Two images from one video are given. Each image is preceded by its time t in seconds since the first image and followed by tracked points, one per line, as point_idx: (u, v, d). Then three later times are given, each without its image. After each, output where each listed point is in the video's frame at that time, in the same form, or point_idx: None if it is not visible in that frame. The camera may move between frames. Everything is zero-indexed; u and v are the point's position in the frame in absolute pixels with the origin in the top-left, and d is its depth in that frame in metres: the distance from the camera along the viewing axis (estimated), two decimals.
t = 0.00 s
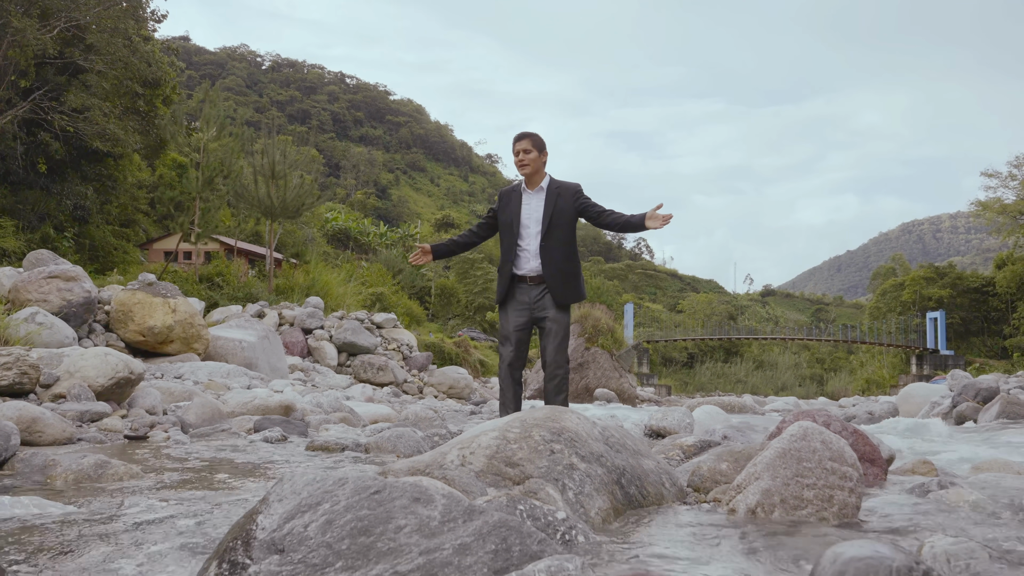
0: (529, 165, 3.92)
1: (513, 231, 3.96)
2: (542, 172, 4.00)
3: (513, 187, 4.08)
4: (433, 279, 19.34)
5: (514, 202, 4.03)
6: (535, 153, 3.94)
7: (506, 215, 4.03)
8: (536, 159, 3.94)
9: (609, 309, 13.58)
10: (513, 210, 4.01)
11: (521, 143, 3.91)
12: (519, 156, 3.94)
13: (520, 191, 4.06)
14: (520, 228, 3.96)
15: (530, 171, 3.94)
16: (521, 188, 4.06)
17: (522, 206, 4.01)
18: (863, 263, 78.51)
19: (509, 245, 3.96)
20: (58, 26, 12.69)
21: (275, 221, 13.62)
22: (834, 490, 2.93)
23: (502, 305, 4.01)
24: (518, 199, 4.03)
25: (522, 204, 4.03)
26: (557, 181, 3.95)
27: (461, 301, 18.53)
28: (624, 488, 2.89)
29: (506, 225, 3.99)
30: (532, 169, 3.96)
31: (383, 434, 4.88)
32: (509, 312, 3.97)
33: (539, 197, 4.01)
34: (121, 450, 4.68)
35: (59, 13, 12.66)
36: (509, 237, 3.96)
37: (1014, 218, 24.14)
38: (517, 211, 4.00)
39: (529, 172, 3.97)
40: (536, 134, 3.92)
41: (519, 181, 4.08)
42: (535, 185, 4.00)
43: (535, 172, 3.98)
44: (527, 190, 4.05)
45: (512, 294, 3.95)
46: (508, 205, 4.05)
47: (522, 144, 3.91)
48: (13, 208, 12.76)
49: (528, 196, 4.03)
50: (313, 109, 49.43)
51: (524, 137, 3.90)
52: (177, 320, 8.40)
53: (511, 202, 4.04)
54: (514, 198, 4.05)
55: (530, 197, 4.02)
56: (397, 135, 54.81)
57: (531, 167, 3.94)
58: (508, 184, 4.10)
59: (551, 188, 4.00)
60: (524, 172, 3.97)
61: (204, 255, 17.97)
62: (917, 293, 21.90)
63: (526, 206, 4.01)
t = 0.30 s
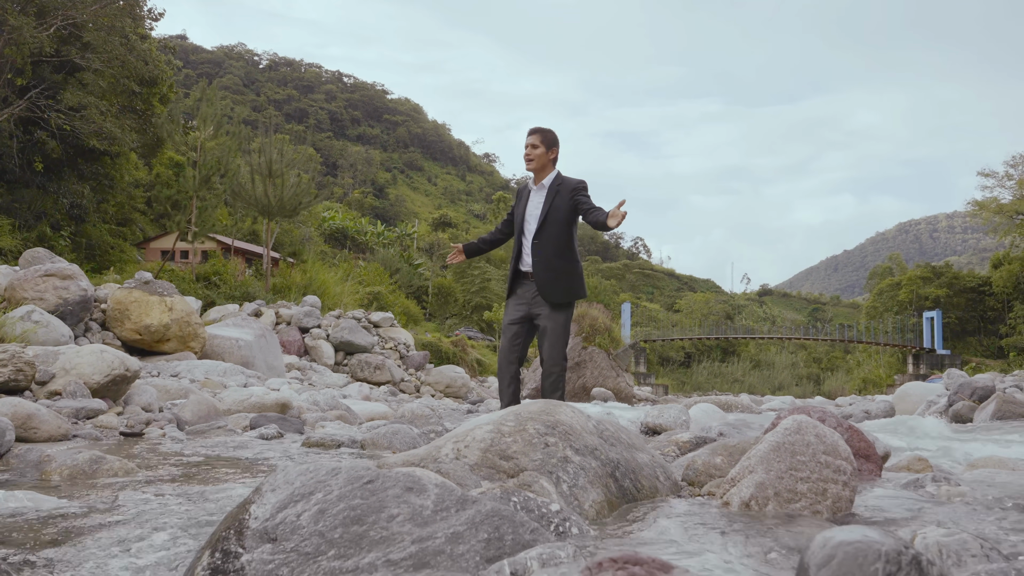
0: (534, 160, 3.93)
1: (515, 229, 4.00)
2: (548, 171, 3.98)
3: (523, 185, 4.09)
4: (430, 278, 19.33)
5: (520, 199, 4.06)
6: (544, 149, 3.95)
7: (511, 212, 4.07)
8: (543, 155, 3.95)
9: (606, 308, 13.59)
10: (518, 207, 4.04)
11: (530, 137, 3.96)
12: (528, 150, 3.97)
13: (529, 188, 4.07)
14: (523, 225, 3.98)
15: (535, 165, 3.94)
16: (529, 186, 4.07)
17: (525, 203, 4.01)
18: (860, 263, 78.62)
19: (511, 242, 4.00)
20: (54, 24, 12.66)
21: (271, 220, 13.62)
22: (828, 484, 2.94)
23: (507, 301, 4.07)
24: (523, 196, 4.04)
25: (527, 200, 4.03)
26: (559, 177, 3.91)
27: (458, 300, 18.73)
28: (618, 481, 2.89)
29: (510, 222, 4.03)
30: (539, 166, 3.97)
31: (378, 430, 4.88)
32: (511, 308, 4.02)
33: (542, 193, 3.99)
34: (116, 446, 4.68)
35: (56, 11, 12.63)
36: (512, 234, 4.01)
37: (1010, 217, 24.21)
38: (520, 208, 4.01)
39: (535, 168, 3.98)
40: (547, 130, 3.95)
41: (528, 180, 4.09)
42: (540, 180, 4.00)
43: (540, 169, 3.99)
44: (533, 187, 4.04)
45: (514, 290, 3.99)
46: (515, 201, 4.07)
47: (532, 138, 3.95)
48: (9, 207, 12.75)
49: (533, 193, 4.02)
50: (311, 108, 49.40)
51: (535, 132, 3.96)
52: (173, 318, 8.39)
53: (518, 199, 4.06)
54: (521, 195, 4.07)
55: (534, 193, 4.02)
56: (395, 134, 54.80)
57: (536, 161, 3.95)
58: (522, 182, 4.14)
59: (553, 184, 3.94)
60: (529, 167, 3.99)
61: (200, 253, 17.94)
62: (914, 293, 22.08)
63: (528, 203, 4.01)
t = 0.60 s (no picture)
0: (534, 153, 3.97)
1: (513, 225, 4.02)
2: (548, 165, 3.99)
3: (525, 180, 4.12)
4: (429, 277, 19.32)
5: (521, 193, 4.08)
6: (546, 141, 3.98)
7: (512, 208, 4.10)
8: (543, 149, 3.98)
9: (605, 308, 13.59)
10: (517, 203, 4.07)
11: (532, 131, 3.99)
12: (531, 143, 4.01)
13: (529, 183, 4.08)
14: (521, 221, 4.00)
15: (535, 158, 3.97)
16: (529, 181, 4.09)
17: (523, 199, 4.03)
18: (859, 264, 78.66)
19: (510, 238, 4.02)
20: (52, 23, 12.66)
21: (270, 219, 13.62)
22: (824, 477, 2.95)
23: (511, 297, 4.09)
24: (524, 190, 4.06)
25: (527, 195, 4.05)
26: (556, 171, 3.92)
27: (456, 300, 18.72)
28: (615, 474, 2.89)
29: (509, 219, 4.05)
30: (539, 159, 4.00)
31: (376, 427, 4.87)
32: (512, 305, 4.03)
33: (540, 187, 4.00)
34: (114, 442, 4.67)
35: (53, 10, 12.64)
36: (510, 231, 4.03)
37: (1008, 217, 24.24)
38: (520, 203, 4.03)
39: (535, 161, 4.01)
40: (549, 124, 3.97)
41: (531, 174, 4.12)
42: (539, 174, 4.01)
43: (540, 163, 4.01)
44: (532, 182, 4.06)
45: (513, 287, 4.01)
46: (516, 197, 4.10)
47: (535, 131, 3.99)
48: (6, 206, 12.75)
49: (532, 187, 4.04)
50: (309, 108, 49.39)
51: (538, 125, 4.00)
52: (171, 317, 8.39)
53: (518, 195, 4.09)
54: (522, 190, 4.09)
55: (533, 188, 4.03)
56: (394, 134, 54.79)
57: (536, 154, 3.98)
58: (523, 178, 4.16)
59: (549, 179, 3.95)
60: (530, 160, 4.02)
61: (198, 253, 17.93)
62: (912, 292, 22.07)
63: (526, 198, 4.02)
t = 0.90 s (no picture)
0: (535, 151, 3.95)
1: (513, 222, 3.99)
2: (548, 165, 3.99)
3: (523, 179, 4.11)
4: (428, 276, 19.32)
5: (519, 191, 4.07)
6: (543, 141, 3.96)
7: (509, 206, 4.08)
8: (544, 147, 3.97)
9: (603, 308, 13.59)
10: (516, 200, 4.04)
11: (532, 130, 3.97)
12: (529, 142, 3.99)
13: (527, 181, 4.07)
14: (521, 218, 3.98)
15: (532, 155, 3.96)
16: (528, 179, 4.07)
17: (524, 196, 4.01)
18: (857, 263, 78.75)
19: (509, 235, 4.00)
20: (50, 23, 12.66)
21: (268, 219, 13.62)
22: (822, 473, 2.94)
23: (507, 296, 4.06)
24: (523, 188, 4.05)
25: (526, 194, 4.04)
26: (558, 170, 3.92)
27: (455, 300, 18.72)
28: (612, 471, 2.89)
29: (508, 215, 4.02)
30: (539, 158, 3.99)
31: (374, 425, 4.86)
32: (509, 303, 4.00)
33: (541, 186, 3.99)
34: (111, 441, 4.67)
35: (51, 10, 12.65)
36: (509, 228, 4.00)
37: (1006, 217, 24.30)
38: (518, 202, 4.02)
39: (535, 160, 4.00)
40: (548, 123, 3.96)
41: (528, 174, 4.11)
42: (539, 172, 4.00)
43: (540, 162, 4.01)
44: (532, 180, 4.04)
45: (511, 284, 3.98)
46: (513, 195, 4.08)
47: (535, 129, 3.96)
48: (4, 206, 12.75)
49: (531, 186, 4.03)
50: (308, 107, 49.39)
51: (536, 124, 3.98)
52: (169, 316, 8.37)
53: (516, 192, 4.08)
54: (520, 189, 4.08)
55: (533, 186, 4.02)
56: (392, 134, 54.79)
57: (535, 152, 3.96)
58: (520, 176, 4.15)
59: (552, 177, 3.95)
60: (530, 158, 4.01)
61: (198, 254, 17.94)
62: (910, 292, 22.05)
63: (526, 196, 4.02)
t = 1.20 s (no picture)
0: (535, 147, 3.90)
1: (508, 217, 3.92)
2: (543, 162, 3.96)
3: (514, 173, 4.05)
4: (427, 276, 19.32)
5: (512, 186, 4.01)
6: (538, 137, 3.92)
7: (501, 199, 4.00)
8: (542, 144, 3.94)
9: (602, 307, 13.59)
10: (509, 195, 3.98)
11: (531, 126, 3.90)
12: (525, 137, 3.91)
13: (518, 177, 4.02)
14: (516, 212, 3.92)
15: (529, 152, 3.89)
16: (519, 175, 4.02)
17: (519, 191, 3.97)
18: (856, 264, 78.82)
19: (503, 230, 3.92)
20: (49, 22, 12.69)
21: (267, 219, 13.62)
22: (820, 468, 2.95)
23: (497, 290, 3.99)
24: (516, 183, 4.00)
25: (521, 189, 3.99)
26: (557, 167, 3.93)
27: (454, 300, 18.73)
28: (610, 465, 2.89)
29: (501, 210, 3.95)
30: (534, 154, 3.94)
31: (372, 422, 4.86)
32: (501, 298, 3.93)
33: (538, 183, 3.97)
34: (109, 438, 4.67)
35: (50, 9, 12.69)
36: (503, 222, 3.93)
37: (1005, 216, 24.34)
38: (512, 197, 3.96)
39: (530, 157, 3.95)
40: (543, 120, 3.92)
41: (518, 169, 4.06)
42: (535, 170, 3.97)
43: (535, 158, 3.97)
44: (525, 175, 4.00)
45: (505, 279, 3.91)
46: (505, 189, 4.01)
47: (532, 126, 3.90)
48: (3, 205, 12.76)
49: (526, 181, 3.99)
50: (307, 108, 49.42)
51: (530, 121, 3.91)
52: (168, 315, 8.36)
53: (509, 187, 4.01)
54: (513, 183, 4.02)
55: (528, 181, 3.98)
56: (391, 134, 54.79)
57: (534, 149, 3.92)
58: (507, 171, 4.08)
59: (550, 174, 3.94)
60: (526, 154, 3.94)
61: (197, 253, 17.94)
62: (908, 291, 22.09)
63: (522, 191, 3.97)
